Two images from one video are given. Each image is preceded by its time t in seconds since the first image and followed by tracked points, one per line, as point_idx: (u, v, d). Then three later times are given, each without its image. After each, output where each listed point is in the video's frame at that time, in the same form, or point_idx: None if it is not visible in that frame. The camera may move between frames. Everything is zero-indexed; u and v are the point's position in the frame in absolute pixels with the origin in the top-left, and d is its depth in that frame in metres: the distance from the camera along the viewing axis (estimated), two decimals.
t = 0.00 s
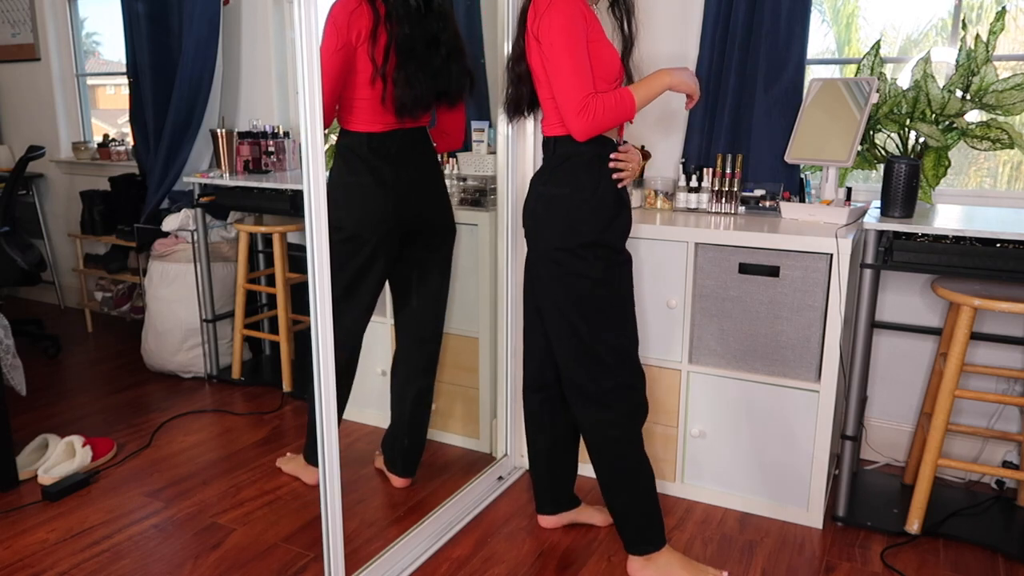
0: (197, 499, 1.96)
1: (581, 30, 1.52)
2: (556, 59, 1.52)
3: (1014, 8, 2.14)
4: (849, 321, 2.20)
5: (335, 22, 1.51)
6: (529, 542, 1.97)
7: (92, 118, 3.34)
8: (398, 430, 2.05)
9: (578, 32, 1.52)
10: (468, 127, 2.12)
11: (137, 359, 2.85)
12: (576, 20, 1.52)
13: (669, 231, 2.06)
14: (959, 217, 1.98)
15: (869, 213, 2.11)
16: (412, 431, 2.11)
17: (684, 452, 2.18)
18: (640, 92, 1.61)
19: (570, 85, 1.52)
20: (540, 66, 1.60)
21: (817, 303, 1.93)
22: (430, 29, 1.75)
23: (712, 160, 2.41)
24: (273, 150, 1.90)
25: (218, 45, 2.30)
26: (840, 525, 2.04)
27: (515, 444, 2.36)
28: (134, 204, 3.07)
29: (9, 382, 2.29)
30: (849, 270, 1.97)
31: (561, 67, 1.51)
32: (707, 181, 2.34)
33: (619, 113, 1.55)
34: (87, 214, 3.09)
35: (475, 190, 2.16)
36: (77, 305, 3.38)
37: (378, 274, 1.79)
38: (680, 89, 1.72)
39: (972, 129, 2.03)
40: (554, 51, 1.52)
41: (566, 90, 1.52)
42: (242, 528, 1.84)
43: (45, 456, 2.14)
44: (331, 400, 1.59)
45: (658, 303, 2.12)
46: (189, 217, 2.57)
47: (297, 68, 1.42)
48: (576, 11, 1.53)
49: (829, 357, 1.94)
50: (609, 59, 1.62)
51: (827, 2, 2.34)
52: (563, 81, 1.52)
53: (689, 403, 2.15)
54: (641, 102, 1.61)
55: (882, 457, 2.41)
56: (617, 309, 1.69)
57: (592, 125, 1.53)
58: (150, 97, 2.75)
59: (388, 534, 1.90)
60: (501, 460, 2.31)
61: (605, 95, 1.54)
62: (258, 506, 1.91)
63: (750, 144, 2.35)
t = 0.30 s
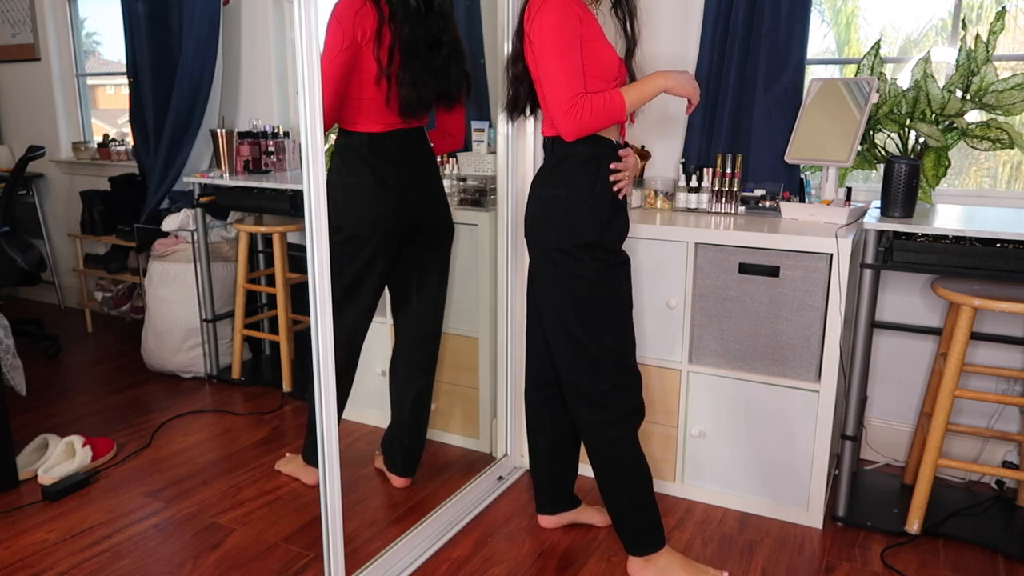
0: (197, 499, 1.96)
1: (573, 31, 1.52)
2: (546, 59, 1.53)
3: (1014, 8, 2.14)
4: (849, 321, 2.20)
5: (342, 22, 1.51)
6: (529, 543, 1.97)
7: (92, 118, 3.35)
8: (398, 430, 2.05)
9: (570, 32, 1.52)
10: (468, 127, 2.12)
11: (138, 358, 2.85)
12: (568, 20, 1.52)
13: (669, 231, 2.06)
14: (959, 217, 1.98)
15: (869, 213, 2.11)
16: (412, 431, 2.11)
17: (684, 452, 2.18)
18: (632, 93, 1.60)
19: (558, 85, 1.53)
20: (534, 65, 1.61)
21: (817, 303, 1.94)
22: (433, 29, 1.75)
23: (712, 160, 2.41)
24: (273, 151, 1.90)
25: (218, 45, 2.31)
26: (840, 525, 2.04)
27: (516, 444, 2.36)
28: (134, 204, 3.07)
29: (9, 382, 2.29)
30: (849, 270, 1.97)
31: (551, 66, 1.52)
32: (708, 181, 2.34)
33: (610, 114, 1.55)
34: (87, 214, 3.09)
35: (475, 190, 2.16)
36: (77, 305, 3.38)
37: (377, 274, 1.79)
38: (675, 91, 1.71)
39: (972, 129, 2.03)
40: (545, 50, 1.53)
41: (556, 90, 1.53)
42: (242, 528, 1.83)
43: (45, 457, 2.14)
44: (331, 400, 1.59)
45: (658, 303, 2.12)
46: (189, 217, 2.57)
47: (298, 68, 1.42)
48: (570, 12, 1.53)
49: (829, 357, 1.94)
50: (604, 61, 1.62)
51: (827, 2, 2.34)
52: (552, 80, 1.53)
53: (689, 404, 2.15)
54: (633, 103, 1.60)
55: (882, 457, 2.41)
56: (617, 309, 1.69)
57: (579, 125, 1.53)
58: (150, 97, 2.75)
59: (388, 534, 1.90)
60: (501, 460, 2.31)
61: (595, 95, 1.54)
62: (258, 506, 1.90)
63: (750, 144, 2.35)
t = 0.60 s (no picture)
0: (197, 499, 1.96)
1: (582, 32, 1.52)
2: (557, 61, 1.53)
3: (1014, 8, 2.14)
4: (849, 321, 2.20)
5: (334, 22, 1.51)
6: (529, 542, 1.97)
7: (92, 118, 3.33)
8: (398, 430, 2.05)
9: (580, 34, 1.52)
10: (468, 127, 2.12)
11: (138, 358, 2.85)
12: (579, 21, 1.52)
13: (669, 231, 2.06)
14: (959, 217, 1.97)
15: (869, 213, 2.11)
16: (412, 432, 2.11)
17: (684, 452, 2.18)
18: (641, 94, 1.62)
19: (571, 87, 1.53)
20: (543, 65, 1.60)
21: (817, 303, 1.94)
22: (429, 27, 1.75)
23: (712, 160, 2.41)
24: (273, 151, 1.90)
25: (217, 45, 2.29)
26: (840, 524, 2.04)
27: (516, 444, 2.35)
28: (134, 204, 3.07)
29: (9, 382, 2.29)
30: (849, 271, 1.97)
31: (563, 68, 1.52)
32: (708, 181, 2.34)
33: (621, 116, 1.57)
34: (87, 214, 3.10)
35: (475, 190, 2.17)
36: (77, 305, 3.38)
37: (374, 271, 1.78)
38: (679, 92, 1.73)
39: (972, 129, 2.03)
40: (556, 52, 1.53)
41: (569, 92, 1.53)
42: (242, 528, 1.83)
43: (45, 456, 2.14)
44: (330, 400, 1.59)
45: (658, 303, 2.12)
46: (189, 217, 2.58)
47: (298, 68, 1.42)
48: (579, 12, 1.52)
49: (829, 357, 1.94)
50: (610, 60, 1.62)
51: (828, 2, 2.34)
52: (565, 83, 1.53)
53: (689, 404, 2.15)
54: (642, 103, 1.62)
55: (882, 457, 2.41)
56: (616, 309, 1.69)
57: (595, 127, 1.54)
58: (150, 97, 2.75)
59: (388, 534, 1.91)
60: (501, 460, 2.31)
61: (607, 96, 1.55)
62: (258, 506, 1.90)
63: (750, 144, 2.35)
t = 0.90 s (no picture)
0: (197, 499, 1.96)
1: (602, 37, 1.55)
2: (582, 65, 1.54)
3: (1014, 8, 2.14)
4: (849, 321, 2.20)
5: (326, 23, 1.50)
6: (529, 542, 1.97)
7: (92, 117, 3.38)
8: (398, 430, 2.06)
9: (602, 39, 1.54)
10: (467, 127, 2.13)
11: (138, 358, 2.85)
12: (601, 27, 1.55)
13: (669, 231, 2.06)
14: (959, 217, 1.98)
15: (869, 212, 2.11)
16: (412, 432, 2.11)
17: (685, 452, 2.18)
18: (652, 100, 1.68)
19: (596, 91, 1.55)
20: (561, 67, 1.60)
21: (817, 303, 1.94)
22: (417, 25, 1.70)
23: (712, 160, 2.41)
24: (273, 151, 1.91)
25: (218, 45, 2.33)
26: (840, 525, 2.04)
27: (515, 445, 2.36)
28: (134, 204, 3.06)
29: (9, 382, 2.29)
30: (849, 270, 1.97)
31: (589, 73, 1.53)
32: (708, 181, 2.34)
33: (636, 119, 1.61)
34: (87, 214, 3.10)
35: (475, 190, 2.17)
36: (77, 305, 3.38)
37: (368, 271, 1.78)
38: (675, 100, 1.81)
39: (972, 129, 2.03)
40: (580, 56, 1.54)
41: (596, 97, 1.55)
42: (242, 528, 1.83)
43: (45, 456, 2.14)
44: (331, 399, 1.59)
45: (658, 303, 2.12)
46: (189, 217, 2.58)
47: (298, 68, 1.42)
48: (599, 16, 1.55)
49: (829, 357, 1.94)
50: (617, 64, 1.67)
51: (828, 2, 2.34)
52: (588, 87, 1.54)
53: (690, 404, 2.14)
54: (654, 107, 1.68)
55: (882, 457, 2.41)
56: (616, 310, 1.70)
57: (617, 131, 1.58)
58: (150, 97, 2.75)
59: (388, 534, 1.91)
60: (501, 460, 2.32)
61: (626, 101, 1.59)
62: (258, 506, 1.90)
63: (750, 144, 2.34)
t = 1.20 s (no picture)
0: (197, 499, 1.96)
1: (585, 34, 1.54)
2: (557, 65, 1.52)
3: (1014, 8, 2.14)
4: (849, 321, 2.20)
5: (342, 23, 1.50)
6: (529, 542, 1.97)
7: (91, 117, 3.40)
8: (398, 430, 2.05)
9: (580, 38, 1.52)
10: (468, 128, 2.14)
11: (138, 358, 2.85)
12: (582, 23, 1.52)
13: (669, 231, 2.06)
14: (959, 217, 1.98)
15: (869, 213, 2.11)
16: (412, 432, 2.11)
17: (685, 452, 2.18)
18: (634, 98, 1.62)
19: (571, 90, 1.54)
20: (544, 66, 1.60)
21: (817, 303, 1.94)
22: (425, 21, 1.69)
23: (712, 160, 2.41)
24: (273, 149, 1.97)
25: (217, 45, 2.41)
26: (840, 525, 2.04)
27: (516, 444, 2.34)
28: (134, 204, 3.06)
29: (9, 382, 2.28)
30: (849, 270, 1.97)
31: (563, 70, 1.51)
32: (708, 181, 2.34)
33: (617, 120, 1.57)
34: (87, 214, 3.09)
35: (475, 190, 2.18)
36: (77, 305, 3.37)
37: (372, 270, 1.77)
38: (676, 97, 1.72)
39: (972, 129, 2.03)
40: (556, 56, 1.52)
41: (568, 98, 1.53)
42: (242, 528, 1.83)
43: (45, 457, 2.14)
44: (330, 400, 1.59)
45: (659, 303, 2.12)
46: (187, 215, 2.57)
47: (298, 68, 1.42)
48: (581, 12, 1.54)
49: (829, 357, 1.94)
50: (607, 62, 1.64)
51: (828, 2, 2.34)
52: (562, 88, 1.53)
53: (690, 404, 2.14)
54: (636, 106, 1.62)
55: (882, 457, 2.41)
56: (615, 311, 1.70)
57: (590, 134, 1.55)
58: (149, 97, 2.80)
59: (388, 534, 1.91)
60: (501, 460, 2.30)
61: (603, 103, 1.55)
62: (259, 506, 1.90)
63: (750, 144, 2.35)
